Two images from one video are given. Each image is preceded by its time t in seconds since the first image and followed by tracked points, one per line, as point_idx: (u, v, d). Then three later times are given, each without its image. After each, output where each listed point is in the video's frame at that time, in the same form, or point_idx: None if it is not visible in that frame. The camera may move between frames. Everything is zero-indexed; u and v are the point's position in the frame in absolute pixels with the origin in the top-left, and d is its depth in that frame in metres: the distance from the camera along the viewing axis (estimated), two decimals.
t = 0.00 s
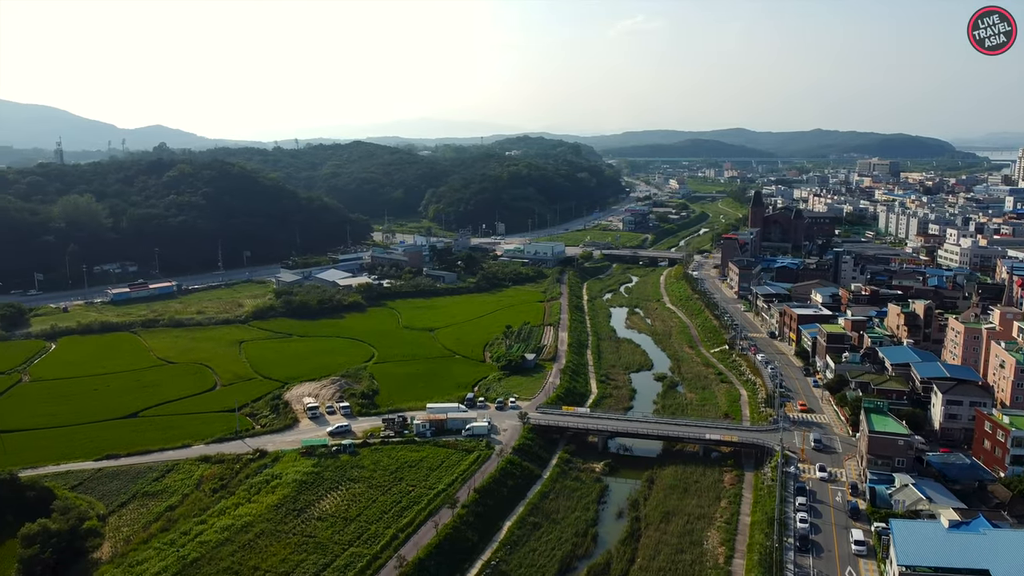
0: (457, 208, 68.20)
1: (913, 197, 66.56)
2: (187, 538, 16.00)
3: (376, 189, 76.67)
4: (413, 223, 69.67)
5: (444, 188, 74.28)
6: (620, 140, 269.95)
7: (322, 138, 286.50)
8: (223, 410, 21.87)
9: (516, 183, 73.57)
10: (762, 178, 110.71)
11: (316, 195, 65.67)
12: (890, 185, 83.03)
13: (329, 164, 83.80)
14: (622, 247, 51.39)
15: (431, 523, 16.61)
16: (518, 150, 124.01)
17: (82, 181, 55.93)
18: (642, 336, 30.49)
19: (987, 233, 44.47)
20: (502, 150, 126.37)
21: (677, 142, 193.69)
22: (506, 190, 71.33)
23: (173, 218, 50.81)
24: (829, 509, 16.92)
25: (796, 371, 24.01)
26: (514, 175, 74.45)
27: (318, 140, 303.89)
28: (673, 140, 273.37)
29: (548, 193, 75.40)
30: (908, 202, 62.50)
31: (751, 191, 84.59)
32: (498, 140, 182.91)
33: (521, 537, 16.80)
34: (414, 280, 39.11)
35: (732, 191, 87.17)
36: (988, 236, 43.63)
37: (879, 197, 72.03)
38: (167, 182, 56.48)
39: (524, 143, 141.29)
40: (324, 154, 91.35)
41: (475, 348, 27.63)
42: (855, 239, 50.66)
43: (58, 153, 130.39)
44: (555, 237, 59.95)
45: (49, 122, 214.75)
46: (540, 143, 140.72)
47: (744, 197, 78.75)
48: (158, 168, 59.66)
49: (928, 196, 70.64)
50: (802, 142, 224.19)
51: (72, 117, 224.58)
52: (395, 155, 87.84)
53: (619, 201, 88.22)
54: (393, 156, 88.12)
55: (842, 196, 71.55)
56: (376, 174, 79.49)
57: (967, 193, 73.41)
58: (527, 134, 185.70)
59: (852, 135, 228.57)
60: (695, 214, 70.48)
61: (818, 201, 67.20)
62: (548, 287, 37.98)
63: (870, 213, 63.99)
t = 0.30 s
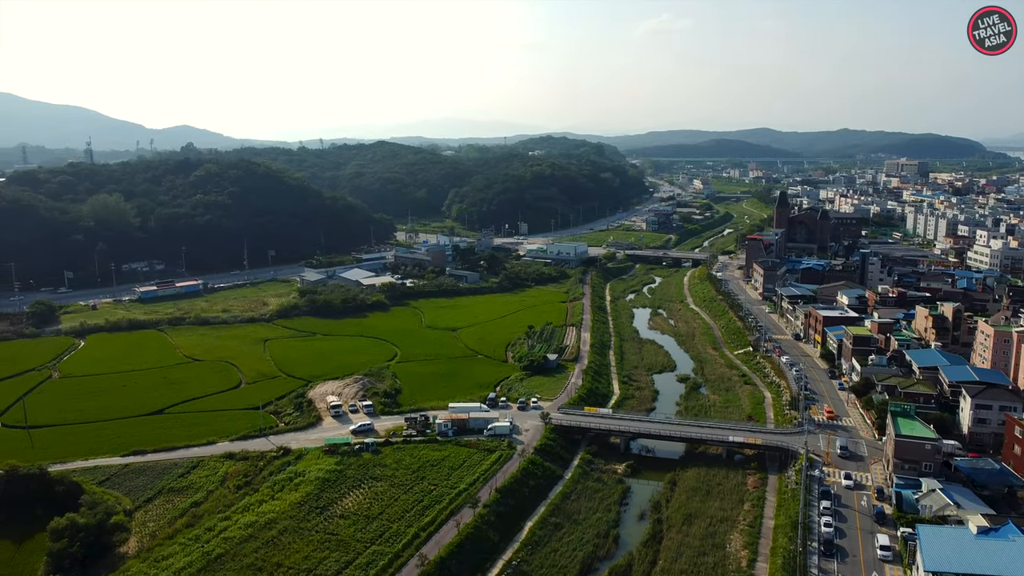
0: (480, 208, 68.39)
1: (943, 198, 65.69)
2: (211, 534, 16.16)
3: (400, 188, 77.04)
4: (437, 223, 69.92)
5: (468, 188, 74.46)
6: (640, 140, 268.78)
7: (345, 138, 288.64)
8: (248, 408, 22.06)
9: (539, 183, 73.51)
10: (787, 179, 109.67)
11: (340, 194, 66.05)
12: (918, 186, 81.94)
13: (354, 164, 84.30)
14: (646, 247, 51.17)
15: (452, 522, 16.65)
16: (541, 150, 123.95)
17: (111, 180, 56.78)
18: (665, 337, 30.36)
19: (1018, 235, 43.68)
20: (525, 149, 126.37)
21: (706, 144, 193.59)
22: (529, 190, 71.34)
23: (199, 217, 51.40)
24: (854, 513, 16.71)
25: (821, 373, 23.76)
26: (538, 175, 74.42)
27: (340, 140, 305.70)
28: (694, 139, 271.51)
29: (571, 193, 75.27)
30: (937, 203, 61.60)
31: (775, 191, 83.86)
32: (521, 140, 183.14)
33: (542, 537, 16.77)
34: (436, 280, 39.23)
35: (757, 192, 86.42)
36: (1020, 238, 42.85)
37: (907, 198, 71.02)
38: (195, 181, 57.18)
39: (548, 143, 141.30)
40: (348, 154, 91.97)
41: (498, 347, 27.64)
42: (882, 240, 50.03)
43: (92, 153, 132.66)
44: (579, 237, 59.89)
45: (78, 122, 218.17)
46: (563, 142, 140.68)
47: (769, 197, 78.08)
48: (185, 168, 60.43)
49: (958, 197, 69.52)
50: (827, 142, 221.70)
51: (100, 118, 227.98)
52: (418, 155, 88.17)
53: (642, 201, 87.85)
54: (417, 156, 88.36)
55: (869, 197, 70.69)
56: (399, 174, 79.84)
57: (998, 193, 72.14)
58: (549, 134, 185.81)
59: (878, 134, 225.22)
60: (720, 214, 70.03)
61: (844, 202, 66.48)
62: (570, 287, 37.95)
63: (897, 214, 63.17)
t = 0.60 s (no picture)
0: (504, 208, 68.49)
1: (974, 199, 64.68)
2: (237, 530, 16.32)
3: (424, 188, 77.33)
4: (461, 223, 70.09)
5: (492, 188, 74.56)
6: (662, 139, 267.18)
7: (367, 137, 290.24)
8: (272, 405, 22.25)
9: (563, 183, 73.39)
10: (814, 179, 108.49)
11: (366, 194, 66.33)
12: (949, 187, 80.66)
13: (378, 164, 84.71)
14: (670, 248, 50.88)
15: (475, 521, 16.69)
16: (565, 150, 123.91)
17: (140, 180, 57.61)
18: (689, 338, 30.18)
19: None
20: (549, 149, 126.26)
21: (730, 143, 192.21)
22: (553, 190, 71.24)
23: (226, 216, 51.93)
24: (880, 518, 16.47)
25: (848, 376, 23.47)
26: (562, 175, 74.29)
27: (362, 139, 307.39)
28: (718, 139, 269.52)
29: (595, 193, 75.07)
30: (969, 203, 60.63)
31: (801, 192, 82.99)
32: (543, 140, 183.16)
33: (565, 538, 16.73)
34: (460, 279, 39.31)
35: (783, 192, 85.54)
36: None
37: (937, 199, 69.98)
38: (222, 180, 57.83)
39: (572, 143, 141.10)
40: (373, 154, 92.50)
41: (521, 347, 27.64)
42: (911, 242, 49.36)
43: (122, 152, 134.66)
44: (603, 237, 59.76)
45: (107, 122, 221.61)
46: (587, 142, 140.44)
47: (795, 198, 77.33)
48: (213, 168, 61.14)
49: (991, 198, 68.34)
50: (854, 142, 218.92)
51: (128, 118, 231.33)
52: (443, 155, 88.31)
53: (667, 202, 87.35)
54: (441, 156, 88.46)
55: (898, 198, 69.78)
56: (424, 174, 80.12)
57: None
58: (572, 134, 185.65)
59: (907, 133, 222.16)
60: (745, 215, 69.48)
61: (873, 203, 65.72)
62: (594, 287, 37.84)
63: (927, 215, 62.28)
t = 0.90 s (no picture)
0: (529, 208, 68.58)
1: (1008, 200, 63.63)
2: (262, 526, 16.46)
3: (449, 188, 77.61)
4: (486, 223, 70.25)
5: (517, 188, 74.64)
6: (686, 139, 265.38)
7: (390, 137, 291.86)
8: (298, 403, 22.43)
9: (588, 182, 73.23)
10: (842, 179, 107.31)
11: (392, 194, 66.64)
12: (982, 187, 79.35)
13: (404, 164, 85.14)
14: (696, 248, 50.58)
15: (498, 521, 16.70)
16: (591, 150, 123.80)
17: (170, 179, 58.47)
18: (715, 339, 29.97)
19: None
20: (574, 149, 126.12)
21: (755, 143, 190.76)
22: (578, 190, 71.11)
23: (255, 215, 52.40)
24: (909, 523, 16.22)
25: (877, 380, 23.17)
26: (587, 175, 74.13)
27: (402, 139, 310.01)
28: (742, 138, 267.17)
29: (621, 193, 74.82)
30: (1003, 205, 59.61)
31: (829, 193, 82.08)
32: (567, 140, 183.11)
33: (588, 538, 16.68)
34: (485, 279, 39.39)
35: (811, 192, 84.64)
36: None
37: (969, 199, 68.86)
38: (250, 180, 58.44)
39: (598, 143, 140.92)
40: (400, 153, 92.99)
41: (545, 347, 27.62)
42: (943, 243, 48.65)
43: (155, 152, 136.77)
44: (629, 237, 59.64)
45: (137, 122, 225.19)
46: (612, 142, 140.16)
47: (823, 198, 76.53)
48: (241, 168, 61.84)
49: None
50: (883, 141, 215.76)
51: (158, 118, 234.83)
52: (468, 155, 88.43)
53: (693, 202, 86.84)
54: (466, 156, 88.59)
55: (929, 198, 68.79)
56: (450, 174, 80.39)
57: None
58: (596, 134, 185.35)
59: (938, 132, 218.63)
60: (772, 216, 68.92)
61: (903, 203, 64.88)
62: (619, 287, 37.75)
63: (959, 216, 61.35)
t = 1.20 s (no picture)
0: (554, 208, 68.58)
1: None
2: (287, 523, 16.59)
3: (475, 188, 77.82)
4: (511, 223, 70.39)
5: (542, 188, 74.67)
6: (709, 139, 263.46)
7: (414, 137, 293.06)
8: (323, 401, 22.57)
9: (614, 182, 72.99)
10: (872, 180, 106.03)
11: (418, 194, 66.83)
12: (1017, 189, 77.95)
13: (430, 164, 85.50)
14: (721, 249, 50.26)
15: (521, 521, 16.69)
16: (617, 150, 123.54)
17: (199, 179, 59.23)
18: (741, 341, 29.73)
19: None
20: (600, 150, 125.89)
21: (782, 143, 189.10)
22: (604, 190, 70.90)
23: (282, 214, 52.82)
24: (939, 529, 15.93)
25: (906, 383, 22.84)
26: (613, 175, 73.90)
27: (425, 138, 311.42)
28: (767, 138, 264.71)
29: (646, 193, 74.49)
30: None
31: (858, 193, 81.10)
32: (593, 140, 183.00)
33: (611, 540, 16.62)
34: (510, 279, 39.42)
35: (840, 193, 83.59)
36: None
37: (1004, 201, 67.65)
38: (278, 179, 58.98)
39: (624, 143, 140.70)
40: (426, 153, 93.40)
41: (569, 348, 27.57)
42: (975, 246, 47.87)
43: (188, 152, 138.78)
44: (655, 237, 59.47)
45: (166, 122, 228.46)
46: (638, 142, 139.80)
47: (852, 199, 75.65)
48: (269, 168, 62.43)
49: None
50: (920, 141, 212.87)
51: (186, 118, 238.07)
52: (494, 154, 88.54)
53: (719, 203, 86.25)
54: (492, 156, 88.69)
55: (963, 200, 67.70)
56: (475, 174, 80.58)
57: None
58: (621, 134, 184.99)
59: (969, 131, 215.16)
60: (800, 217, 68.31)
61: (934, 205, 64.02)
62: (644, 288, 37.56)
63: (993, 217, 60.34)
